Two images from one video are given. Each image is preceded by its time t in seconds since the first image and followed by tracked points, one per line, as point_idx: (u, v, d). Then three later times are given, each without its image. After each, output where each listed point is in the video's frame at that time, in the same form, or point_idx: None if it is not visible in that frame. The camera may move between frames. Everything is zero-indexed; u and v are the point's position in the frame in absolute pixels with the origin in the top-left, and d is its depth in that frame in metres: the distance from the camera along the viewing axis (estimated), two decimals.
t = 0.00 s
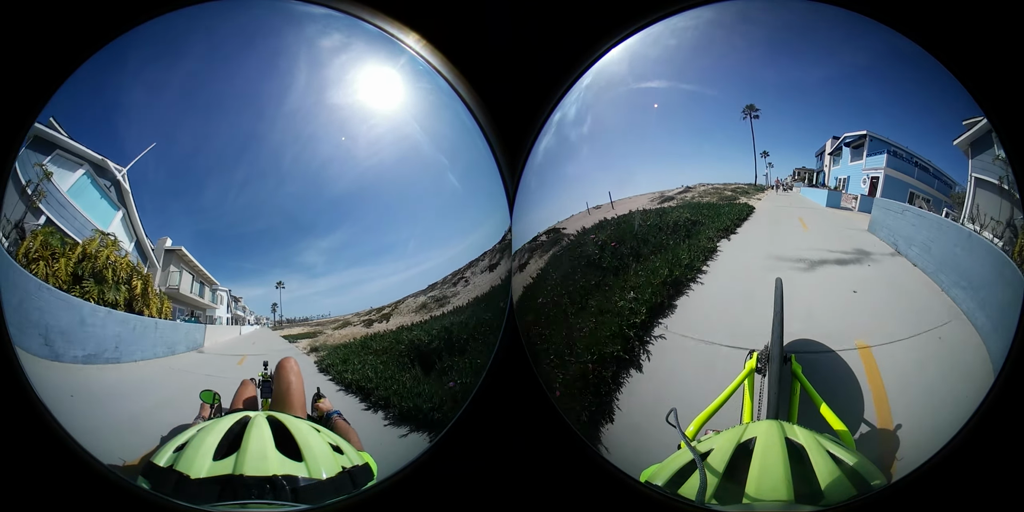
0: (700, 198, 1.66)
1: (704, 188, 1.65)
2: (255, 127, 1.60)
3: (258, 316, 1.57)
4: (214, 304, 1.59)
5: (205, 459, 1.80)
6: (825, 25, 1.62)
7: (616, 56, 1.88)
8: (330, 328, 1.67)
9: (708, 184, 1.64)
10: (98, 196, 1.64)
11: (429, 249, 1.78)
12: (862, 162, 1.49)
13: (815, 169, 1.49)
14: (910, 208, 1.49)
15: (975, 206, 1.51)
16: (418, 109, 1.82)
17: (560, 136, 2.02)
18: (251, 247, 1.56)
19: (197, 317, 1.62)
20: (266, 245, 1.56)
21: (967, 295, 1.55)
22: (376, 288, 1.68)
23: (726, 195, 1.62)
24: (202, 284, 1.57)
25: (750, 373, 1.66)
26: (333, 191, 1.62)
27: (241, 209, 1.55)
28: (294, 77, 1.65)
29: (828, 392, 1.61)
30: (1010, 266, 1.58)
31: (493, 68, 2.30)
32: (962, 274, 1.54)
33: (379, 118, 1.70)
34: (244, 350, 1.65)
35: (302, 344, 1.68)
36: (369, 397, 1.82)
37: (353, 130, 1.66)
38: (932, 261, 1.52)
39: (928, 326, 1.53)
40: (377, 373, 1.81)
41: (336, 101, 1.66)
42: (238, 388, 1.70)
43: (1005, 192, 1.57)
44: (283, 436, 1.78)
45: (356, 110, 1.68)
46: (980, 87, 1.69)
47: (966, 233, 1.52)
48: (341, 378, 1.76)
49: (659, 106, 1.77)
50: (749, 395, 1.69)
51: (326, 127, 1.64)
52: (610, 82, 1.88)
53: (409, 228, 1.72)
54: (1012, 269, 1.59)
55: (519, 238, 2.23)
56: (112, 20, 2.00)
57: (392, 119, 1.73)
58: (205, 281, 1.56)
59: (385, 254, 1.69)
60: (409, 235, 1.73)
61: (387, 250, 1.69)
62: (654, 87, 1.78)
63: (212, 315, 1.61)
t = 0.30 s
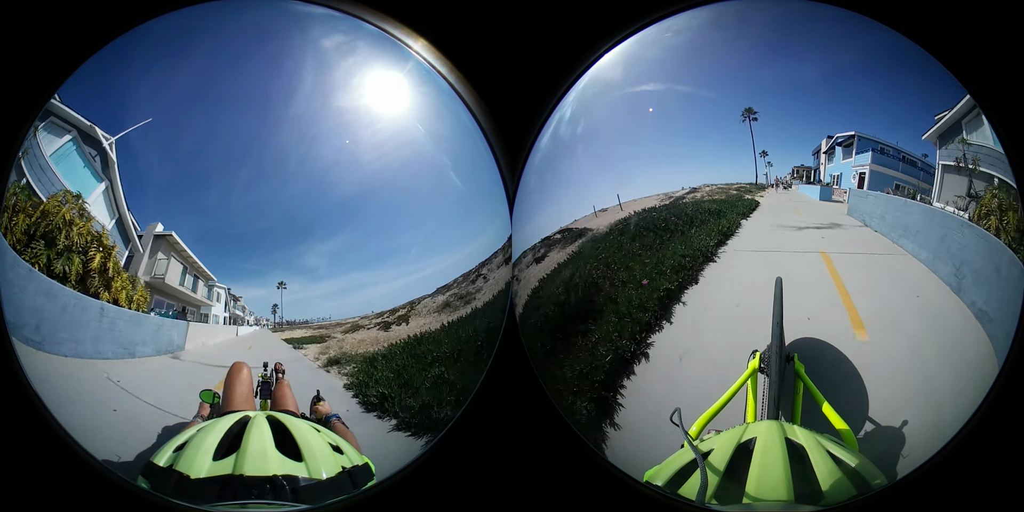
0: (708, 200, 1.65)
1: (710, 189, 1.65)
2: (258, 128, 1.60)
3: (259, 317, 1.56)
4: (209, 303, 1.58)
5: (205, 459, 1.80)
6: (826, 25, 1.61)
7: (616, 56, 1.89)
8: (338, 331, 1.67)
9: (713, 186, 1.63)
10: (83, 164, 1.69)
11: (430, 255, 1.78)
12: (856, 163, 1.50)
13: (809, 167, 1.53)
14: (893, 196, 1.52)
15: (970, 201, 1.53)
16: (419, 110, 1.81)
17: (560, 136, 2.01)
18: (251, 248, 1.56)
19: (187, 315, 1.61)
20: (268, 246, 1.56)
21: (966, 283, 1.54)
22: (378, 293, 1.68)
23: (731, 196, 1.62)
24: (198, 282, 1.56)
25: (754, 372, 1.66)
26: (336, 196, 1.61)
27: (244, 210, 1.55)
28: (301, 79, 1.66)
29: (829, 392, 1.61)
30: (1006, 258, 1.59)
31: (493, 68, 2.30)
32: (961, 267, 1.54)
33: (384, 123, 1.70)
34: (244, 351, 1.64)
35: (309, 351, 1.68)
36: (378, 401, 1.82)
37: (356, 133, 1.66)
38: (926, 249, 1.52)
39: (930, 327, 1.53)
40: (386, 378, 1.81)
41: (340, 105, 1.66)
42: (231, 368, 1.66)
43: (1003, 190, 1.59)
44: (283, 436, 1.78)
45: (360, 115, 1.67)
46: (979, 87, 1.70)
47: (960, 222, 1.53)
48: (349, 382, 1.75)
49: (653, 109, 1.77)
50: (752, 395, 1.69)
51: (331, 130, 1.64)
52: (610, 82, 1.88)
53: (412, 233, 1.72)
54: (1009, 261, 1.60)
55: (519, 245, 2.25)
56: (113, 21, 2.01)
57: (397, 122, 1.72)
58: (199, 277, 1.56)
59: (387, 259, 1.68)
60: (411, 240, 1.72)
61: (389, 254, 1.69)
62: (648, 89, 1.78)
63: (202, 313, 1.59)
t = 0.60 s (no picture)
0: (707, 200, 1.65)
1: (712, 190, 1.64)
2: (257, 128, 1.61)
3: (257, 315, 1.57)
4: (201, 298, 1.57)
5: (205, 459, 1.80)
6: (825, 25, 1.61)
7: (615, 55, 1.89)
8: (343, 327, 1.71)
9: (713, 187, 1.64)
10: (62, 133, 1.72)
11: (429, 252, 1.78)
12: (847, 169, 1.47)
13: (801, 172, 1.51)
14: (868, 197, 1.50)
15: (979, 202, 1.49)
16: (419, 110, 1.82)
17: (560, 136, 2.02)
18: (251, 247, 1.56)
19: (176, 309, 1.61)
20: (266, 246, 1.56)
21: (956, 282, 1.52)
22: (375, 290, 1.68)
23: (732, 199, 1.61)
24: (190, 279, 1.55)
25: (750, 374, 1.66)
26: (333, 192, 1.62)
27: (243, 208, 1.55)
28: (299, 79, 1.66)
29: (827, 391, 1.61)
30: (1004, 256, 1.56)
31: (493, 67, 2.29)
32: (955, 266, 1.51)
33: (381, 121, 1.70)
34: (244, 350, 1.65)
35: (318, 351, 1.73)
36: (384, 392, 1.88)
37: (354, 131, 1.66)
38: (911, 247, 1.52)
39: (930, 326, 1.53)
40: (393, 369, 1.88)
41: (340, 104, 1.67)
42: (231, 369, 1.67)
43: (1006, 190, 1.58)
44: (283, 436, 1.79)
45: (358, 114, 1.68)
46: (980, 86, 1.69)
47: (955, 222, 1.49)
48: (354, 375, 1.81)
49: (656, 108, 1.78)
50: (749, 395, 1.68)
51: (329, 129, 1.64)
52: (609, 82, 1.88)
53: (410, 230, 1.72)
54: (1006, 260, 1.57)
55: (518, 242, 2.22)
56: (113, 21, 2.01)
57: (395, 121, 1.73)
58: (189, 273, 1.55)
59: (385, 256, 1.68)
60: (409, 238, 1.72)
61: (387, 251, 1.69)
62: (650, 89, 1.79)
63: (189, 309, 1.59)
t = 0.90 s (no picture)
0: (719, 198, 1.65)
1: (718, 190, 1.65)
2: (259, 128, 1.60)
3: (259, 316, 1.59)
4: (198, 296, 1.58)
5: (205, 459, 1.80)
6: (826, 25, 1.61)
7: (617, 56, 1.89)
8: (360, 326, 1.72)
9: (720, 187, 1.64)
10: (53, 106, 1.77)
11: (431, 254, 1.77)
12: (844, 167, 1.52)
13: (803, 171, 1.55)
14: (865, 194, 1.53)
15: (974, 197, 1.52)
16: (420, 110, 1.81)
17: (560, 136, 2.02)
18: (252, 248, 1.56)
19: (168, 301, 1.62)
20: (267, 246, 1.56)
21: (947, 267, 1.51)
22: (376, 293, 1.68)
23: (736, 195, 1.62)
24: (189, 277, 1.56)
25: (752, 373, 1.66)
26: (336, 196, 1.61)
27: (244, 210, 1.55)
28: (301, 79, 1.66)
29: (828, 391, 1.62)
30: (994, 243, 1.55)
31: (492, 68, 2.29)
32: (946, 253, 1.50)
33: (383, 121, 1.70)
34: (244, 351, 1.65)
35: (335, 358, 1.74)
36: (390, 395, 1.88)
37: (356, 132, 1.66)
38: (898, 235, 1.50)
39: (930, 326, 1.53)
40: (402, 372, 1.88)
41: (342, 104, 1.67)
42: (237, 393, 1.70)
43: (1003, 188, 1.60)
44: (283, 437, 1.78)
45: (360, 115, 1.68)
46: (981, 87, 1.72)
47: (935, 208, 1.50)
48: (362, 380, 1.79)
49: (654, 109, 1.77)
50: (751, 396, 1.69)
51: (331, 130, 1.64)
52: (610, 82, 1.88)
53: (411, 231, 1.71)
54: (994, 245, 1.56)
55: (519, 245, 2.24)
56: (114, 21, 2.01)
57: (396, 121, 1.72)
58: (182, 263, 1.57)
59: (387, 258, 1.68)
60: (410, 240, 1.72)
61: (389, 253, 1.68)
62: (650, 90, 1.78)
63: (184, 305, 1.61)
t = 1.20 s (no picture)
0: (721, 195, 1.66)
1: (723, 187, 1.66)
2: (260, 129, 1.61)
3: (259, 318, 1.60)
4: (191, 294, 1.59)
5: (205, 459, 1.80)
6: (826, 25, 1.61)
7: (617, 56, 1.88)
8: (372, 327, 1.74)
9: (724, 183, 1.65)
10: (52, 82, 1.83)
11: (431, 256, 1.77)
12: (839, 164, 1.54)
13: (803, 168, 1.54)
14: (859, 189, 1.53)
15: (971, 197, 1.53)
16: (419, 110, 1.81)
17: (560, 136, 2.02)
18: (253, 248, 1.56)
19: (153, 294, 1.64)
20: (269, 246, 1.56)
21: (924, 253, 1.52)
22: (376, 295, 1.68)
23: (738, 192, 1.63)
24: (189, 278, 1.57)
25: (754, 372, 1.66)
26: (337, 198, 1.61)
27: (245, 212, 1.55)
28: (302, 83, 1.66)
29: (829, 391, 1.61)
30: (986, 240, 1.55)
31: (493, 68, 2.30)
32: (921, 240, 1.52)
33: (385, 124, 1.70)
34: (245, 350, 1.65)
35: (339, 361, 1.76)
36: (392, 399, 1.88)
37: (357, 134, 1.66)
38: (868, 220, 1.53)
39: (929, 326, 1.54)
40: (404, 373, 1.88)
41: (343, 108, 1.67)
42: (232, 373, 1.67)
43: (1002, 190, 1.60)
44: (283, 436, 1.78)
45: (360, 117, 1.68)
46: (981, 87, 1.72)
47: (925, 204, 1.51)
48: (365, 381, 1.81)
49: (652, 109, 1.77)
50: (753, 394, 1.69)
51: (332, 133, 1.64)
52: (610, 82, 1.88)
53: (412, 232, 1.71)
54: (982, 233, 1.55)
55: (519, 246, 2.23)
56: (116, 21, 2.02)
57: (396, 124, 1.72)
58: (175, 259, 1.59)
59: (387, 260, 1.68)
60: (410, 242, 1.72)
61: (390, 258, 1.68)
62: (647, 87, 1.78)
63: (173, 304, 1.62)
